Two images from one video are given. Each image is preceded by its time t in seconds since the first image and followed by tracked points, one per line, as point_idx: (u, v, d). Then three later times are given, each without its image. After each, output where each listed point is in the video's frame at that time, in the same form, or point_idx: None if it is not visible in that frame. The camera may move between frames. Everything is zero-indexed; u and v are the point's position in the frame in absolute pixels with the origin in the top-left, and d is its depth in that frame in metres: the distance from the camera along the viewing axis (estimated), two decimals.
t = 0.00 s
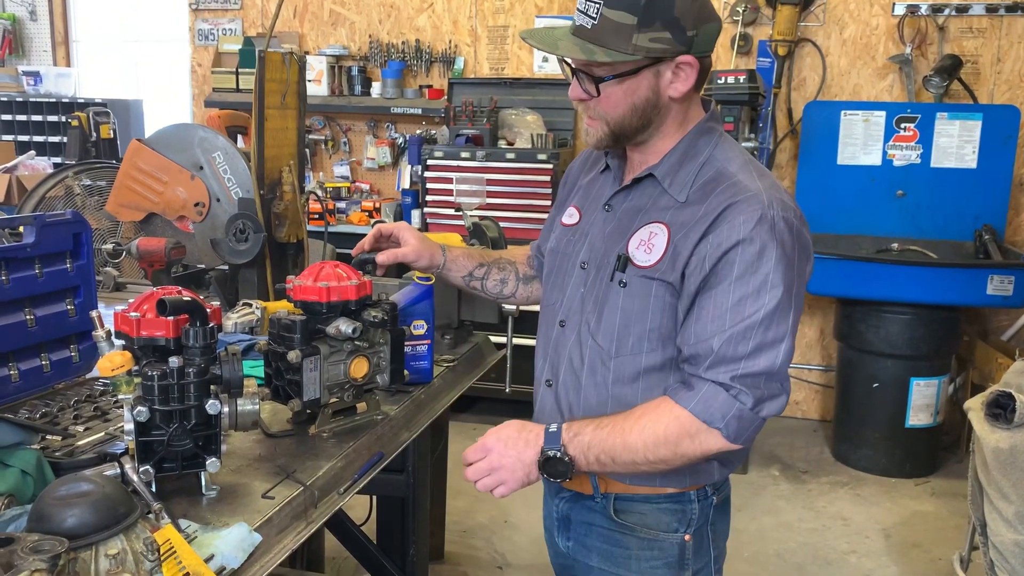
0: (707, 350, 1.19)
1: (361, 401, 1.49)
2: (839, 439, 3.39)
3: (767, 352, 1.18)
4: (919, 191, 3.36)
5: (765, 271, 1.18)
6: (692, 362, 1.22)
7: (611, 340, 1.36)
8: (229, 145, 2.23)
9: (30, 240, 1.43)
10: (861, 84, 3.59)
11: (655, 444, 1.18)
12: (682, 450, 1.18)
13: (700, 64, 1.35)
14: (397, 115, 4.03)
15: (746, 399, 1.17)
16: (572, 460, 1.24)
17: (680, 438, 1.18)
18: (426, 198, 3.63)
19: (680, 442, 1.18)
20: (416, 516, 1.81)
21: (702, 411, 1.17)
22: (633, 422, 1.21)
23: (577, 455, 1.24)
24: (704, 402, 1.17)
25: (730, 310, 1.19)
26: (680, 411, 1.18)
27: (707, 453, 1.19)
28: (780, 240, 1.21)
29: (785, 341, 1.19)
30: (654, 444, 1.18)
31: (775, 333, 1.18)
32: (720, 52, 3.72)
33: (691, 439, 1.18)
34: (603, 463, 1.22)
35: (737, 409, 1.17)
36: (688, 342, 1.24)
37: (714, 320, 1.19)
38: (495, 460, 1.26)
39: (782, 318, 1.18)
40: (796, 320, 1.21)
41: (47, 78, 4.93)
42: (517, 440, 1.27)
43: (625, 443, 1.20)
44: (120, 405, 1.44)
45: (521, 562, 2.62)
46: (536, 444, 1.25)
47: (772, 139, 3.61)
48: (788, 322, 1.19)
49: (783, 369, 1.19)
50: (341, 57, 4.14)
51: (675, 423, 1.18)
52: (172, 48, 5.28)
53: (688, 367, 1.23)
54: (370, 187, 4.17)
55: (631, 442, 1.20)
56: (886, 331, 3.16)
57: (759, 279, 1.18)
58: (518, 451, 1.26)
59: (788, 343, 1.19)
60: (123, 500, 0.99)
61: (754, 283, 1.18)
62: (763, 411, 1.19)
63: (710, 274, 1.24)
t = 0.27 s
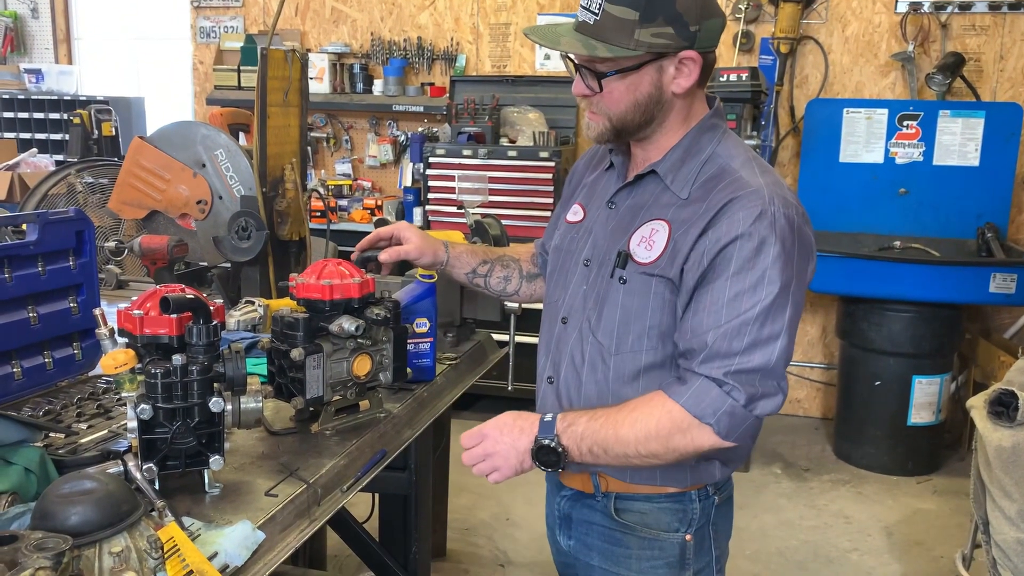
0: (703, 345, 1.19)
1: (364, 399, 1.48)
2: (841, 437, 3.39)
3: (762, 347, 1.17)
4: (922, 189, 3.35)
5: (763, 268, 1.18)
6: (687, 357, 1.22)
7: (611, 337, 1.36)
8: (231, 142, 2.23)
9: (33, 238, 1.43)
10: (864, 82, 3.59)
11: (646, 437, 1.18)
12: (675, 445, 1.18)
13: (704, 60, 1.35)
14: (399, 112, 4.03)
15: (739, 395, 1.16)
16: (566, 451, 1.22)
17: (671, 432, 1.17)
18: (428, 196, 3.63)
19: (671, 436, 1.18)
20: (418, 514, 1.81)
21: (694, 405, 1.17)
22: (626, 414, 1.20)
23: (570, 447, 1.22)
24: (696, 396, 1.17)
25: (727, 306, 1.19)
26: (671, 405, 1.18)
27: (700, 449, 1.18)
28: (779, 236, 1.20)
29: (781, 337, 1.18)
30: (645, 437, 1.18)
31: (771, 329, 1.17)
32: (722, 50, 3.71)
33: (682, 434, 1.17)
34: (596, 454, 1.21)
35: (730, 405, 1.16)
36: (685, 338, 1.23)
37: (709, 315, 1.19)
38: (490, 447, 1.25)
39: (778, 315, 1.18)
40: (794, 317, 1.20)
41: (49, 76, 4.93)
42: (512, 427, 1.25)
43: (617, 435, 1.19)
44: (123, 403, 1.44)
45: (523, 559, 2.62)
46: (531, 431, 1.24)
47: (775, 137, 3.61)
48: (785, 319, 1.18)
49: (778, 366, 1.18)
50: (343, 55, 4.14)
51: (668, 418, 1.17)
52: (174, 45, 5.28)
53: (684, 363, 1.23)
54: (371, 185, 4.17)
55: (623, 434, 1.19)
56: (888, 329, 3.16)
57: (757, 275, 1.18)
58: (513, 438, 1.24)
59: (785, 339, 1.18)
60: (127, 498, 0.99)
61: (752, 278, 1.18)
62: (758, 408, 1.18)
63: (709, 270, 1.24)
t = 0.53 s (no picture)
0: (689, 339, 1.19)
1: (366, 398, 1.48)
2: (842, 435, 3.39)
3: (746, 343, 1.16)
4: (923, 187, 3.35)
5: (754, 264, 1.17)
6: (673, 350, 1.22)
7: (609, 333, 1.36)
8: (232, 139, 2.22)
9: (34, 236, 1.43)
10: (865, 80, 3.58)
11: (620, 424, 1.16)
12: (651, 436, 1.16)
13: (710, 55, 1.35)
14: (400, 110, 4.02)
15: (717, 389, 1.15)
16: (542, 430, 1.20)
17: (649, 422, 1.16)
18: (429, 194, 3.62)
19: (648, 424, 1.16)
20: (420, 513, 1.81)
21: (673, 396, 1.16)
22: (606, 400, 1.18)
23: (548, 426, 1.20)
24: (675, 387, 1.16)
25: (716, 300, 1.18)
26: (651, 393, 1.17)
27: (680, 442, 1.17)
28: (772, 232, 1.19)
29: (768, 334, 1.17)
30: (623, 424, 1.16)
31: (757, 326, 1.16)
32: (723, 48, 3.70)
33: (660, 424, 1.16)
34: (572, 438, 1.18)
35: (708, 399, 1.15)
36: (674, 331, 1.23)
37: (697, 308, 1.19)
38: (470, 421, 1.21)
39: (766, 312, 1.17)
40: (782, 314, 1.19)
41: (49, 74, 4.92)
42: (494, 403, 1.21)
43: (594, 419, 1.17)
44: (124, 401, 1.43)
45: (524, 558, 2.61)
46: (512, 410, 1.20)
47: (776, 135, 3.60)
48: (772, 316, 1.17)
49: (762, 363, 1.17)
50: (344, 53, 4.14)
51: (646, 408, 1.16)
52: (175, 43, 5.28)
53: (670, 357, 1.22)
54: (372, 183, 4.17)
55: (601, 419, 1.17)
56: (890, 327, 3.15)
57: (748, 271, 1.17)
58: (492, 413, 1.20)
59: (770, 336, 1.17)
60: (129, 497, 0.99)
61: (742, 274, 1.17)
62: (738, 405, 1.17)
63: (702, 264, 1.23)
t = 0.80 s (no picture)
0: (625, 302, 1.21)
1: (368, 398, 1.48)
2: (842, 435, 3.38)
3: (678, 314, 1.16)
4: (924, 188, 3.35)
5: (714, 248, 1.19)
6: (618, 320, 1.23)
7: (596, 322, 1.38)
8: (234, 139, 2.23)
9: (36, 235, 1.43)
10: (866, 80, 3.58)
11: (531, 372, 1.19)
12: (561, 389, 1.18)
13: (723, 59, 1.37)
14: (400, 110, 4.02)
15: (631, 351, 1.16)
16: (460, 370, 1.22)
17: (562, 372, 1.18)
18: (430, 194, 3.62)
19: (560, 377, 1.18)
20: (421, 514, 1.80)
21: (590, 350, 1.18)
22: (530, 349, 1.21)
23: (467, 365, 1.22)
24: (595, 342, 1.18)
25: (667, 275, 1.20)
26: (573, 348, 1.19)
27: (587, 402, 1.18)
28: (738, 221, 1.20)
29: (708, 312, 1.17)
30: (538, 372, 1.19)
31: (696, 300, 1.17)
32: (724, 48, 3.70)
33: (572, 377, 1.18)
34: (485, 379, 1.21)
35: (621, 358, 1.16)
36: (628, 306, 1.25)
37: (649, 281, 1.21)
38: (393, 349, 1.24)
39: (711, 291, 1.18)
40: (729, 299, 1.18)
41: (49, 73, 4.92)
42: (420, 336, 1.24)
43: (511, 365, 1.20)
44: (126, 401, 1.43)
45: (525, 558, 2.61)
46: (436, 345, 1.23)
47: (777, 135, 3.60)
48: (716, 296, 1.18)
49: (692, 338, 1.17)
50: (344, 52, 4.14)
51: (562, 358, 1.18)
52: (175, 43, 5.28)
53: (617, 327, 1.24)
54: (373, 183, 4.17)
55: (518, 367, 1.20)
56: (891, 328, 3.15)
57: (706, 252, 1.19)
58: (415, 347, 1.23)
59: (705, 313, 1.17)
60: (132, 497, 0.98)
61: (700, 254, 1.19)
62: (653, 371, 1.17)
63: (671, 248, 1.25)
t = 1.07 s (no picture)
0: (606, 297, 1.26)
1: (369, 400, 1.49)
2: (843, 439, 3.38)
3: (654, 312, 1.21)
4: (925, 192, 3.35)
5: (695, 248, 1.22)
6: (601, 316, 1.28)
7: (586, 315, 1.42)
8: (236, 141, 2.23)
9: (38, 237, 1.43)
10: (867, 83, 3.58)
11: (510, 361, 1.28)
12: (540, 380, 1.27)
13: (728, 62, 1.37)
14: (402, 112, 4.02)
15: (606, 345, 1.22)
16: (445, 356, 1.32)
17: (539, 363, 1.26)
18: (431, 196, 3.62)
19: (538, 367, 1.27)
20: (421, 516, 1.80)
21: (568, 344, 1.24)
22: (513, 340, 1.30)
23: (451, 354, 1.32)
24: (573, 336, 1.24)
25: (648, 272, 1.24)
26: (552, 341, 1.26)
27: (563, 392, 1.25)
28: (718, 221, 1.23)
29: (683, 312, 1.21)
30: (516, 363, 1.28)
31: (673, 299, 1.21)
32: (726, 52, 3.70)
33: (550, 370, 1.26)
34: (468, 367, 1.31)
35: (596, 352, 1.22)
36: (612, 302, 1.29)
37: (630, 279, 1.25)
38: (381, 336, 1.34)
39: (688, 290, 1.21)
40: (707, 298, 1.22)
41: (51, 73, 4.92)
42: (407, 323, 1.34)
43: (491, 355, 1.30)
44: (128, 403, 1.43)
45: (525, 561, 2.61)
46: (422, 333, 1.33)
47: (778, 138, 3.60)
48: (693, 295, 1.21)
49: (667, 335, 1.21)
50: (346, 54, 4.14)
51: (540, 349, 1.26)
52: (176, 44, 5.28)
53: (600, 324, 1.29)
54: (374, 185, 4.17)
55: (498, 355, 1.29)
56: (891, 331, 3.15)
57: (686, 252, 1.22)
58: (403, 335, 1.33)
59: (681, 311, 1.21)
60: (134, 500, 0.98)
61: (680, 254, 1.23)
62: (627, 367, 1.23)
63: (655, 246, 1.29)
